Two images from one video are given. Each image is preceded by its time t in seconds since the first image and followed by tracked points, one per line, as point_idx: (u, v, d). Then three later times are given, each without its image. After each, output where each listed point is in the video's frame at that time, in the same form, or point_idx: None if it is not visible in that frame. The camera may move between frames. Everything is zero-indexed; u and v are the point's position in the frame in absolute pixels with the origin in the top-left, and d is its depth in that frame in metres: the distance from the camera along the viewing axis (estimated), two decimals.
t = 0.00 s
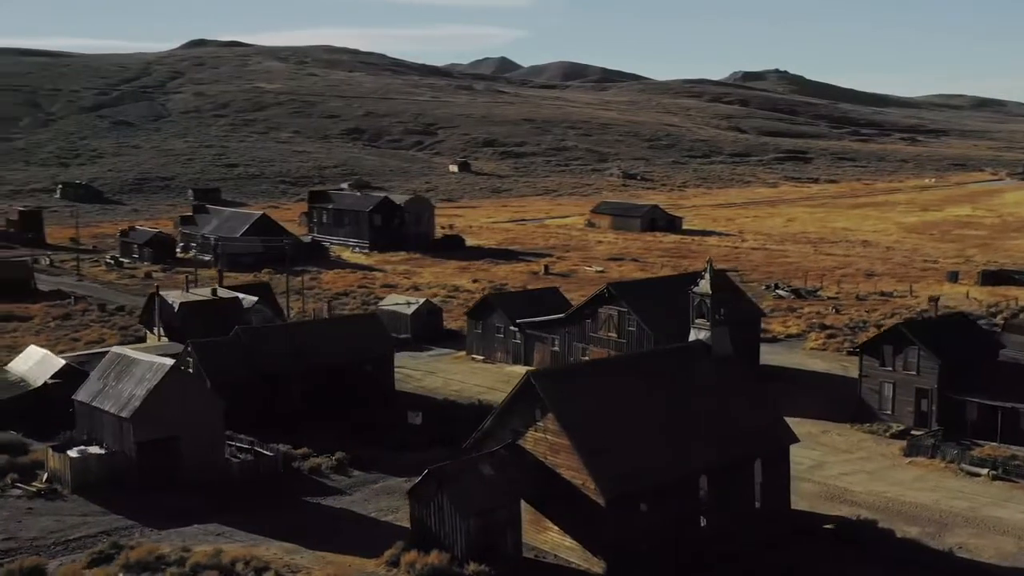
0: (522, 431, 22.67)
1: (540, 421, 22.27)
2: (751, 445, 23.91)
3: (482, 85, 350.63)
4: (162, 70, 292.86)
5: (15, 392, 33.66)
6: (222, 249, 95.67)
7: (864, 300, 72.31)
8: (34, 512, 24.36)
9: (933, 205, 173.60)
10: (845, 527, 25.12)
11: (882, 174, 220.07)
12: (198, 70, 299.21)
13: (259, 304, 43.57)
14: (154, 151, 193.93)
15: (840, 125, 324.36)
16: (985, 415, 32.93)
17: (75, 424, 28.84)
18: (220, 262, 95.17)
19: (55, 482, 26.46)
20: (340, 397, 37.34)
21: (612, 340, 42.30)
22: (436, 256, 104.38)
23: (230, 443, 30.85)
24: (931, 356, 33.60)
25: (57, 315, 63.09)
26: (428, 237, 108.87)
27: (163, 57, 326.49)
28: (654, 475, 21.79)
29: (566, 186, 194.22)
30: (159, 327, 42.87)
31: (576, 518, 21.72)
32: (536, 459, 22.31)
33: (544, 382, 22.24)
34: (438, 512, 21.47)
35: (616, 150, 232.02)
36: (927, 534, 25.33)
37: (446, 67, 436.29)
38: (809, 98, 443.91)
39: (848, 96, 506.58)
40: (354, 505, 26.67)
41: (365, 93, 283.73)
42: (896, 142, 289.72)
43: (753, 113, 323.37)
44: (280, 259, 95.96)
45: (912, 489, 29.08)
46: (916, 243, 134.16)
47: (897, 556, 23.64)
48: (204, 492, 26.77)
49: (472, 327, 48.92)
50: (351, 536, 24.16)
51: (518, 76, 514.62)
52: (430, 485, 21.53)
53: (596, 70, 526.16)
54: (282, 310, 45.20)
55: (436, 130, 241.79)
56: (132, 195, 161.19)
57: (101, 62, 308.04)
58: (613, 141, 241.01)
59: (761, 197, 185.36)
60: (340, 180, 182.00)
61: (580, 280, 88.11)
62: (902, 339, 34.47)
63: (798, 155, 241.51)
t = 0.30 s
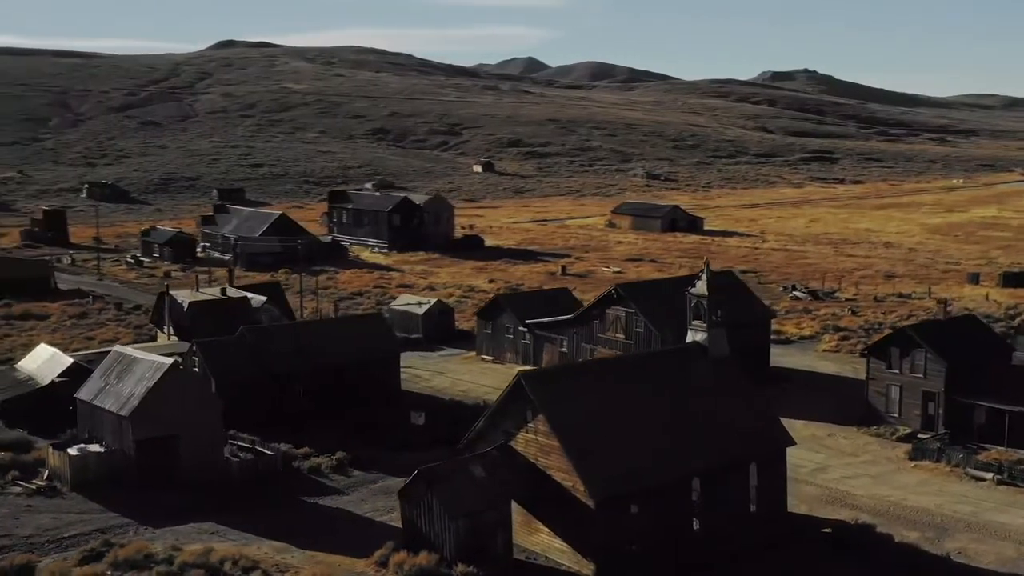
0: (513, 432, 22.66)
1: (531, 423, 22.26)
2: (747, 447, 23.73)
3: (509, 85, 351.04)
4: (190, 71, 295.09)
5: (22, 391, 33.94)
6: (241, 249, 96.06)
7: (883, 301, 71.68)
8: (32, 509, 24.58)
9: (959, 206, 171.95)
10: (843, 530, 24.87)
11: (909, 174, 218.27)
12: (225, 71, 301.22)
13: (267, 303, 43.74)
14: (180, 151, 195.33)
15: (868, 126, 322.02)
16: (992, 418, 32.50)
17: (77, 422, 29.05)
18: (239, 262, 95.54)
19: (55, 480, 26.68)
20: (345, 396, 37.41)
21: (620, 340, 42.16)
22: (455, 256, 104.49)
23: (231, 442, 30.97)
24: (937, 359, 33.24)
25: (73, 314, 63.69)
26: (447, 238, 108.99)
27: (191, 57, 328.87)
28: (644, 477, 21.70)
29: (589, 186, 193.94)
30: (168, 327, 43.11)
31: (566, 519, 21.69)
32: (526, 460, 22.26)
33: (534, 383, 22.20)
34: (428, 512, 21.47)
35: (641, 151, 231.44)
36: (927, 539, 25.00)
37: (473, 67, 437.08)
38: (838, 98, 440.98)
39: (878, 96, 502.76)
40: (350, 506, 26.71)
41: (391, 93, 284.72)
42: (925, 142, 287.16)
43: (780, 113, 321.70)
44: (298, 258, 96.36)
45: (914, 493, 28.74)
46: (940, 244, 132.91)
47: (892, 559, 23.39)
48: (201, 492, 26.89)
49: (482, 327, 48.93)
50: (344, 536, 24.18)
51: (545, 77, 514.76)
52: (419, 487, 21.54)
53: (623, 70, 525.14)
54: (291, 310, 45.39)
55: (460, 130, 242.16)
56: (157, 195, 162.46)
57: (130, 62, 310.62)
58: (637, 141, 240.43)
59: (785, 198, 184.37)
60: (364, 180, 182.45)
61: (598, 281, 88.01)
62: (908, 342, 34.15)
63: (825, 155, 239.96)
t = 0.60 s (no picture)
0: (510, 433, 22.67)
1: (527, 424, 22.24)
2: (747, 449, 23.56)
3: (540, 85, 350.96)
4: (224, 72, 297.52)
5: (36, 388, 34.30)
6: (266, 248, 96.35)
7: (908, 303, 70.86)
8: (37, 505, 24.87)
9: (992, 206, 169.77)
10: (847, 534, 24.62)
11: (943, 175, 215.96)
12: (258, 71, 303.48)
13: (281, 303, 43.93)
14: (212, 151, 196.91)
15: (903, 126, 318.90)
16: (1004, 422, 31.99)
17: (85, 419, 29.32)
18: (264, 262, 95.74)
19: (61, 477, 26.95)
20: (354, 395, 37.39)
21: (633, 341, 41.95)
22: (479, 256, 104.55)
23: (239, 442, 31.19)
24: (950, 361, 32.81)
25: (96, 312, 64.35)
26: (472, 237, 109.05)
27: (225, 58, 331.46)
28: (639, 479, 21.65)
29: (618, 186, 193.52)
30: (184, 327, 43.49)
31: (561, 520, 21.63)
32: (523, 461, 22.18)
33: (531, 384, 22.16)
34: (423, 512, 21.48)
35: (671, 151, 230.63)
36: (933, 544, 24.69)
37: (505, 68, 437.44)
38: (874, 98, 436.95)
39: (914, 96, 497.82)
40: (353, 506, 26.76)
41: (422, 93, 285.76)
42: (960, 142, 283.91)
43: (814, 113, 319.34)
44: (322, 258, 96.79)
45: (923, 498, 28.36)
46: (971, 245, 131.30)
47: (893, 564, 23.11)
48: (205, 490, 27.12)
49: (497, 327, 48.90)
50: (343, 535, 24.26)
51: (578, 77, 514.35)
52: (414, 488, 21.54)
53: (657, 70, 523.89)
54: (305, 309, 45.53)
55: (491, 130, 242.47)
56: (188, 195, 163.95)
57: (164, 63, 313.70)
58: (668, 142, 239.61)
59: (815, 198, 183.05)
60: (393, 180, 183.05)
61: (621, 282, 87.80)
62: (921, 344, 33.78)
63: (858, 156, 237.89)
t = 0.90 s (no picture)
0: (510, 433, 22.66)
1: (526, 424, 22.27)
2: (751, 451, 23.37)
3: (575, 85, 350.58)
4: (260, 72, 299.96)
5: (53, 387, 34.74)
6: (292, 249, 96.45)
7: (937, 305, 70.03)
8: (45, 500, 25.18)
9: None
10: (853, 539, 24.34)
11: (982, 175, 213.10)
12: (294, 72, 305.65)
13: (298, 302, 44.21)
14: (247, 151, 198.32)
15: (942, 125, 315.15)
16: (1021, 427, 31.45)
17: (97, 416, 29.70)
18: (291, 262, 95.82)
19: (71, 473, 27.29)
20: (367, 394, 37.47)
21: (649, 342, 41.79)
22: (507, 256, 104.55)
23: (250, 441, 31.40)
24: (966, 365, 32.33)
25: (123, 310, 65.10)
26: (500, 237, 109.01)
27: (262, 59, 334.18)
28: (637, 481, 21.57)
29: (650, 186, 192.84)
30: (202, 324, 43.94)
31: (559, 521, 21.59)
32: (522, 462, 22.19)
33: (531, 385, 22.21)
34: (421, 512, 21.52)
35: (705, 151, 229.54)
36: (941, 550, 24.34)
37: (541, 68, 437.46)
38: (913, 97, 432.08)
39: (955, 95, 491.89)
40: (358, 505, 26.84)
41: (456, 93, 286.45)
42: (1000, 143, 280.07)
43: (851, 113, 316.41)
44: (348, 258, 97.29)
45: (936, 503, 27.97)
46: (1007, 247, 129.39)
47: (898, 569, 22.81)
48: (212, 487, 27.36)
49: (516, 327, 48.91)
50: (346, 534, 24.34)
51: (614, 77, 513.30)
52: (412, 487, 21.61)
53: (693, 70, 521.73)
54: (324, 309, 45.76)
55: (524, 130, 242.53)
56: (222, 194, 165.34)
57: (201, 64, 316.55)
58: (702, 142, 238.42)
59: (849, 199, 181.37)
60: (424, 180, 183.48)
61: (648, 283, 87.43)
62: (938, 347, 33.30)
63: (895, 156, 235.41)
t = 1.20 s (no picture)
0: (516, 435, 22.68)
1: (531, 425, 22.28)
2: (758, 454, 23.21)
3: (616, 85, 349.47)
4: (303, 73, 302.37)
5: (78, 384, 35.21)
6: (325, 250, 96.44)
7: (973, 308, 68.96)
8: (61, 496, 25.57)
9: None
10: (864, 545, 24.06)
11: None
12: (336, 72, 307.72)
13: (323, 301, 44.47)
14: (287, 151, 199.85)
15: (991, 126, 310.02)
16: None
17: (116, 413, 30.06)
18: (324, 261, 95.87)
19: (88, 471, 27.69)
20: (386, 393, 37.58)
21: (672, 344, 41.54)
22: (542, 256, 104.42)
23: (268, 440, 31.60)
24: (990, 369, 31.77)
25: (156, 309, 65.83)
26: (534, 237, 108.89)
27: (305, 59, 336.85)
28: (641, 483, 21.50)
29: (690, 187, 191.72)
30: (228, 323, 44.33)
31: (562, 522, 21.55)
32: (528, 462, 22.20)
33: (535, 387, 22.24)
34: (425, 513, 21.60)
35: (746, 151, 227.77)
36: (955, 557, 23.95)
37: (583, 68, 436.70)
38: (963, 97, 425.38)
39: (1006, 95, 483.56)
40: (371, 505, 26.89)
41: (497, 94, 286.81)
42: None
43: (896, 113, 312.32)
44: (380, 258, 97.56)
45: (955, 508, 27.54)
46: None
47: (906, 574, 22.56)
48: (227, 485, 27.60)
49: (541, 328, 48.86)
50: (355, 534, 24.43)
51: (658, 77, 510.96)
52: (417, 487, 21.67)
53: (737, 70, 517.97)
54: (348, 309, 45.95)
55: (564, 130, 242.20)
56: (262, 194, 166.75)
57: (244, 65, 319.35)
58: (743, 142, 236.62)
59: (892, 199, 179.02)
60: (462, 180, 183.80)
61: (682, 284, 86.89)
62: (961, 351, 32.77)
63: (940, 156, 231.95)
